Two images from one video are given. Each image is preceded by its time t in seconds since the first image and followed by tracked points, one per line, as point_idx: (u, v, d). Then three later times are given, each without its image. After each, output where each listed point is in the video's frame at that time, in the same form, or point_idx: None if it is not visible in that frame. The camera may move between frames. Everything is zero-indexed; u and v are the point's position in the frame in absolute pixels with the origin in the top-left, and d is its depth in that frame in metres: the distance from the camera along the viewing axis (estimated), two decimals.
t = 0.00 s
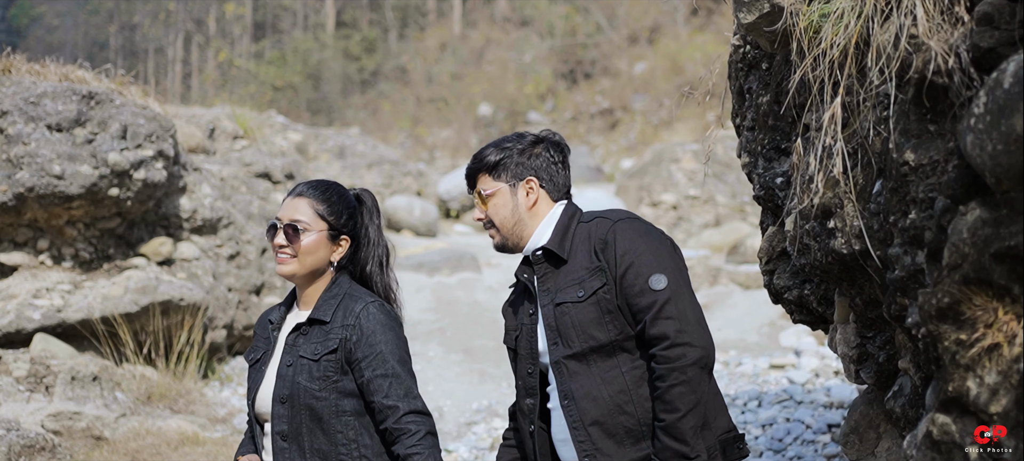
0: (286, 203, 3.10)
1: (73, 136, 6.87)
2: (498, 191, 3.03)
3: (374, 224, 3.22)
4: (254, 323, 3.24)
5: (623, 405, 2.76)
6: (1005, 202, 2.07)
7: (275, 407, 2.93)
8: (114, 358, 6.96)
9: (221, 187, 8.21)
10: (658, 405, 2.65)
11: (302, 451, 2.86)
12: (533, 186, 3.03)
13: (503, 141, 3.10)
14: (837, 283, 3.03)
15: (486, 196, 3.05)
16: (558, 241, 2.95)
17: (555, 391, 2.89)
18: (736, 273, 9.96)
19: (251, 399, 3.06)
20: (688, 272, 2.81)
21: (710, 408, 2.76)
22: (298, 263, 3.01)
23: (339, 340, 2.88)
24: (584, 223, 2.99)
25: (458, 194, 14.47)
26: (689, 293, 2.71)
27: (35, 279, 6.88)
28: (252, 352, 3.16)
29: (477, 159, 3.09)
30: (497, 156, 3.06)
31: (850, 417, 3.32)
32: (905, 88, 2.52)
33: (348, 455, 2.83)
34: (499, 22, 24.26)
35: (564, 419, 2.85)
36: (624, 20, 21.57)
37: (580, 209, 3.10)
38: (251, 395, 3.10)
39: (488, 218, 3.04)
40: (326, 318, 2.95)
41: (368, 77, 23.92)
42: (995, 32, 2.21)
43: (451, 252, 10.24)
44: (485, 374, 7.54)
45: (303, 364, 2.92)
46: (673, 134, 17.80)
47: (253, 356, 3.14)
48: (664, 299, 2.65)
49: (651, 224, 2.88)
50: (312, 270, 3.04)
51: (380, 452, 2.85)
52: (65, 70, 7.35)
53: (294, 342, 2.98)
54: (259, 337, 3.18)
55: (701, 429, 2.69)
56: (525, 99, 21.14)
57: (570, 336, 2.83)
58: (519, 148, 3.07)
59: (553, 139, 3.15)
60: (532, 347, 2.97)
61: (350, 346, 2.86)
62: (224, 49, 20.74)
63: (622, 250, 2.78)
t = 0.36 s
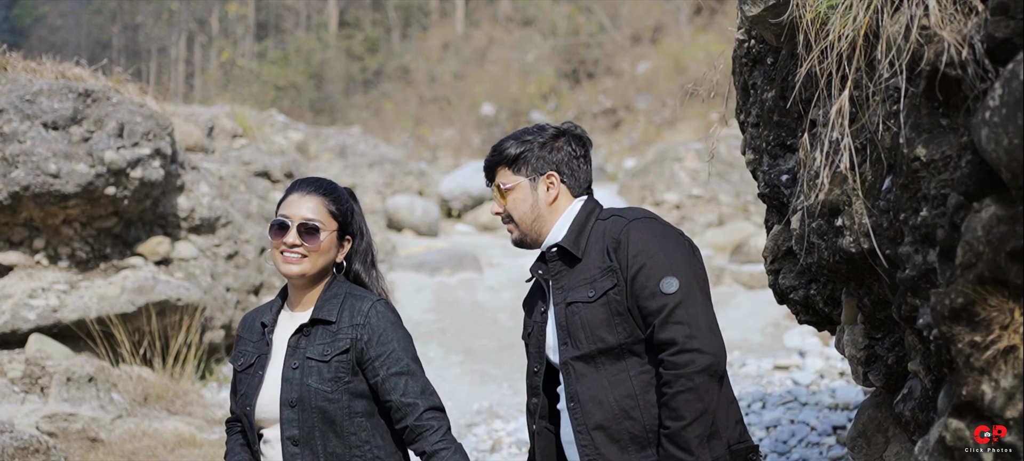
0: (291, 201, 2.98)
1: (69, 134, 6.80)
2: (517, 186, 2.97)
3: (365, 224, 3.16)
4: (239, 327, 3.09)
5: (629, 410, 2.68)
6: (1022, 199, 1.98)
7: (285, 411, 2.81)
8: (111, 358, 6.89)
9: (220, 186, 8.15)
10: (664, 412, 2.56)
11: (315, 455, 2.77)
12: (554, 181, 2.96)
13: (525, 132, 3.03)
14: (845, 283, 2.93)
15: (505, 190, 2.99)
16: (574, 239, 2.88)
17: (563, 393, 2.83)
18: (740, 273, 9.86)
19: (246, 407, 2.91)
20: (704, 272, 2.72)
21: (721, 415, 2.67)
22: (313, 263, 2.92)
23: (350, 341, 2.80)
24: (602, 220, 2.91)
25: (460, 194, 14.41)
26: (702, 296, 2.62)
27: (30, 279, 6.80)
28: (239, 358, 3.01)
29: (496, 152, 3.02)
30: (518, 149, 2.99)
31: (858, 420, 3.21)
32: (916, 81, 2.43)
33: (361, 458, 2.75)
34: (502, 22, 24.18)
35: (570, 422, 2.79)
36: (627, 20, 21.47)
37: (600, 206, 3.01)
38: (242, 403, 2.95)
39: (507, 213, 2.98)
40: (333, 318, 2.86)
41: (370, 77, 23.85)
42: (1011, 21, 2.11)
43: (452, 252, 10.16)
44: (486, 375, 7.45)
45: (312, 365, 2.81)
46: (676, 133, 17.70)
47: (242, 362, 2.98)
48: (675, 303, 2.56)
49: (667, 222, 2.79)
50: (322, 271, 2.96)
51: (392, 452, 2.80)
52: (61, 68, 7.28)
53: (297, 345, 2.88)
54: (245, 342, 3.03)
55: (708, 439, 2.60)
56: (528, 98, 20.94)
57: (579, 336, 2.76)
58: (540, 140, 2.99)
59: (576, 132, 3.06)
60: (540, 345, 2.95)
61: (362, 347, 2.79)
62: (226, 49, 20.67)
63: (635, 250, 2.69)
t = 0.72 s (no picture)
0: (307, 199, 2.90)
1: (65, 133, 6.72)
2: (542, 180, 2.93)
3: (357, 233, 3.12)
4: (231, 328, 2.93)
5: (635, 417, 2.65)
6: None
7: (302, 415, 2.71)
8: (107, 359, 6.81)
9: (218, 185, 8.14)
10: (669, 422, 2.54)
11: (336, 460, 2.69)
12: (579, 176, 2.91)
13: (553, 123, 2.96)
14: (854, 283, 2.84)
15: (529, 184, 2.95)
16: (592, 239, 2.85)
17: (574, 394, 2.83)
18: (744, 272, 9.77)
19: (252, 413, 2.76)
20: (719, 277, 2.68)
21: (738, 423, 2.61)
22: (331, 263, 2.84)
23: (369, 343, 2.76)
24: (623, 219, 2.85)
25: (461, 193, 14.35)
26: (714, 301, 2.56)
27: (26, 279, 6.69)
28: (237, 361, 2.85)
29: (522, 143, 2.97)
30: (544, 142, 2.94)
31: (867, 424, 3.11)
32: (928, 73, 2.33)
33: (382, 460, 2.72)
34: (505, 22, 24.11)
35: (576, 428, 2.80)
36: (630, 19, 21.39)
37: (625, 203, 2.95)
38: (243, 409, 2.79)
39: (531, 207, 2.95)
40: (348, 319, 2.80)
41: (373, 76, 23.76)
42: None
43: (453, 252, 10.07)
44: (487, 376, 7.37)
45: (327, 368, 2.74)
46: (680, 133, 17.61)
47: (242, 365, 2.83)
48: (686, 311, 2.51)
49: (684, 222, 2.73)
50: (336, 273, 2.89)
51: (409, 453, 2.77)
52: (57, 66, 7.20)
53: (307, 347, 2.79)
54: (241, 344, 2.88)
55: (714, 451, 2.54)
56: (531, 98, 20.84)
57: (590, 340, 2.74)
58: (567, 133, 2.93)
59: (604, 124, 2.99)
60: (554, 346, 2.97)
61: (380, 348, 2.75)
62: (229, 48, 20.57)
63: (648, 253, 2.65)
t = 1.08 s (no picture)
0: (329, 197, 2.95)
1: (61, 132, 6.65)
2: (567, 173, 2.95)
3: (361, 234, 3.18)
4: (234, 330, 2.89)
5: (638, 428, 2.72)
6: None
7: (332, 419, 2.74)
8: (104, 361, 6.72)
9: (216, 184, 8.09)
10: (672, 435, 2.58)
11: None
12: (605, 170, 2.92)
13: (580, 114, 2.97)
14: (862, 285, 2.76)
15: (555, 178, 2.98)
16: (609, 243, 2.88)
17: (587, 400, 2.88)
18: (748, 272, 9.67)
19: (272, 417, 2.75)
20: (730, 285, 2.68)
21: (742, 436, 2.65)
22: (354, 263, 2.90)
23: (394, 344, 2.85)
24: (643, 219, 2.85)
25: (463, 193, 14.28)
26: (723, 310, 2.58)
27: (22, 279, 6.58)
28: (247, 364, 2.82)
29: (548, 134, 2.99)
30: (571, 133, 2.95)
31: (874, 430, 3.02)
32: (939, 67, 2.25)
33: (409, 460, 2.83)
34: (508, 21, 24.03)
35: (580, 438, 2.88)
36: (634, 18, 21.31)
37: (654, 200, 2.94)
38: (258, 413, 2.77)
39: (556, 200, 2.99)
40: (370, 320, 2.88)
41: (377, 76, 23.69)
42: None
43: (454, 252, 9.99)
44: (489, 377, 7.27)
45: (354, 370, 2.80)
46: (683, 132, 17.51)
47: (255, 368, 2.81)
48: (693, 322, 2.52)
49: (698, 225, 2.73)
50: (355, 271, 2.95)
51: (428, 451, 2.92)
52: (54, 64, 7.12)
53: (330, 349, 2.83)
54: (248, 346, 2.85)
55: None
56: (534, 97, 20.73)
57: (600, 348, 2.82)
58: (594, 125, 2.94)
59: (633, 115, 2.98)
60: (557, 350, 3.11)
61: (404, 349, 2.87)
62: (233, 47, 20.49)
63: (657, 261, 2.66)
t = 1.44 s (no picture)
0: (350, 198, 2.99)
1: (55, 131, 6.57)
2: (589, 167, 2.94)
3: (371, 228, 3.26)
4: (250, 333, 2.89)
5: (635, 438, 2.78)
6: None
7: (368, 423, 2.85)
8: (98, 363, 6.64)
9: (212, 184, 8.00)
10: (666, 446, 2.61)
11: None
12: (627, 164, 2.90)
13: (603, 105, 2.94)
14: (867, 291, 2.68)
15: (575, 171, 2.97)
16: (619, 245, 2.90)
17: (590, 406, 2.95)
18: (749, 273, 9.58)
19: (302, 424, 2.80)
20: (733, 293, 2.67)
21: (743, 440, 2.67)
22: (378, 265, 2.97)
23: (419, 346, 3.02)
24: (658, 219, 2.83)
25: (463, 193, 14.20)
26: (722, 321, 2.56)
27: (16, 280, 6.49)
28: (269, 369, 2.85)
29: (569, 127, 2.97)
30: (593, 125, 2.93)
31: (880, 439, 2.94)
32: (950, 65, 2.16)
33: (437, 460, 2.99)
34: (510, 21, 23.91)
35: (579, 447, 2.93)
36: (635, 18, 21.25)
37: (676, 198, 2.93)
38: (285, 419, 2.81)
39: (576, 194, 2.98)
40: (393, 324, 3.03)
41: (377, 75, 23.61)
42: None
43: (453, 252, 9.91)
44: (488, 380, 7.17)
45: (385, 373, 2.94)
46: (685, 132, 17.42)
47: (280, 373, 2.85)
48: (688, 334, 2.53)
49: (706, 231, 2.72)
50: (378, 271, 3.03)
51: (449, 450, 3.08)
52: (48, 63, 7.03)
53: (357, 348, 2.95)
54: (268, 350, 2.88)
55: None
56: (535, 97, 20.65)
57: (605, 355, 2.89)
58: (616, 117, 2.91)
59: (657, 107, 2.95)
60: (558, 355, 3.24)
61: (428, 351, 3.04)
62: (233, 47, 20.41)
63: (657, 270, 2.66)
